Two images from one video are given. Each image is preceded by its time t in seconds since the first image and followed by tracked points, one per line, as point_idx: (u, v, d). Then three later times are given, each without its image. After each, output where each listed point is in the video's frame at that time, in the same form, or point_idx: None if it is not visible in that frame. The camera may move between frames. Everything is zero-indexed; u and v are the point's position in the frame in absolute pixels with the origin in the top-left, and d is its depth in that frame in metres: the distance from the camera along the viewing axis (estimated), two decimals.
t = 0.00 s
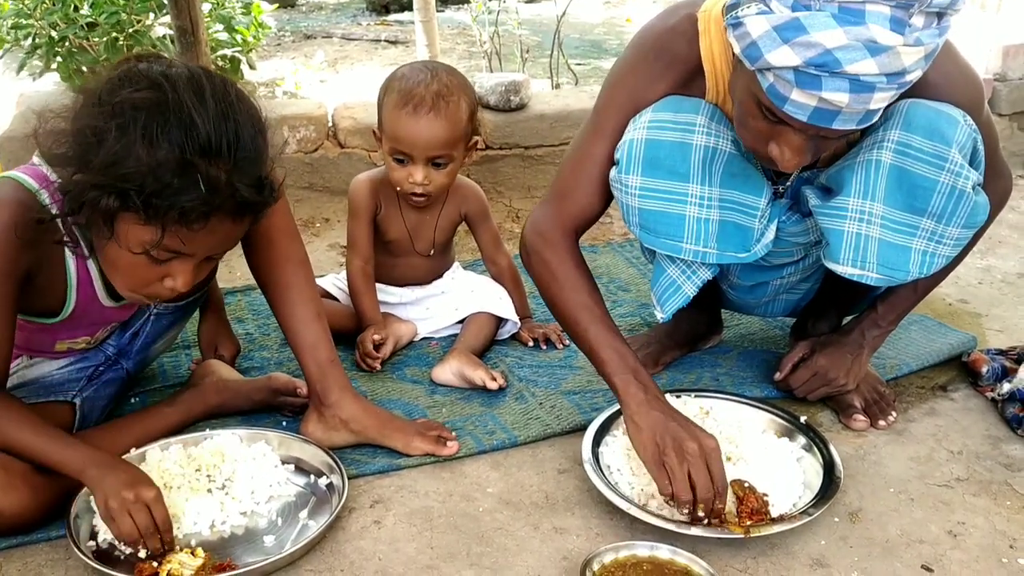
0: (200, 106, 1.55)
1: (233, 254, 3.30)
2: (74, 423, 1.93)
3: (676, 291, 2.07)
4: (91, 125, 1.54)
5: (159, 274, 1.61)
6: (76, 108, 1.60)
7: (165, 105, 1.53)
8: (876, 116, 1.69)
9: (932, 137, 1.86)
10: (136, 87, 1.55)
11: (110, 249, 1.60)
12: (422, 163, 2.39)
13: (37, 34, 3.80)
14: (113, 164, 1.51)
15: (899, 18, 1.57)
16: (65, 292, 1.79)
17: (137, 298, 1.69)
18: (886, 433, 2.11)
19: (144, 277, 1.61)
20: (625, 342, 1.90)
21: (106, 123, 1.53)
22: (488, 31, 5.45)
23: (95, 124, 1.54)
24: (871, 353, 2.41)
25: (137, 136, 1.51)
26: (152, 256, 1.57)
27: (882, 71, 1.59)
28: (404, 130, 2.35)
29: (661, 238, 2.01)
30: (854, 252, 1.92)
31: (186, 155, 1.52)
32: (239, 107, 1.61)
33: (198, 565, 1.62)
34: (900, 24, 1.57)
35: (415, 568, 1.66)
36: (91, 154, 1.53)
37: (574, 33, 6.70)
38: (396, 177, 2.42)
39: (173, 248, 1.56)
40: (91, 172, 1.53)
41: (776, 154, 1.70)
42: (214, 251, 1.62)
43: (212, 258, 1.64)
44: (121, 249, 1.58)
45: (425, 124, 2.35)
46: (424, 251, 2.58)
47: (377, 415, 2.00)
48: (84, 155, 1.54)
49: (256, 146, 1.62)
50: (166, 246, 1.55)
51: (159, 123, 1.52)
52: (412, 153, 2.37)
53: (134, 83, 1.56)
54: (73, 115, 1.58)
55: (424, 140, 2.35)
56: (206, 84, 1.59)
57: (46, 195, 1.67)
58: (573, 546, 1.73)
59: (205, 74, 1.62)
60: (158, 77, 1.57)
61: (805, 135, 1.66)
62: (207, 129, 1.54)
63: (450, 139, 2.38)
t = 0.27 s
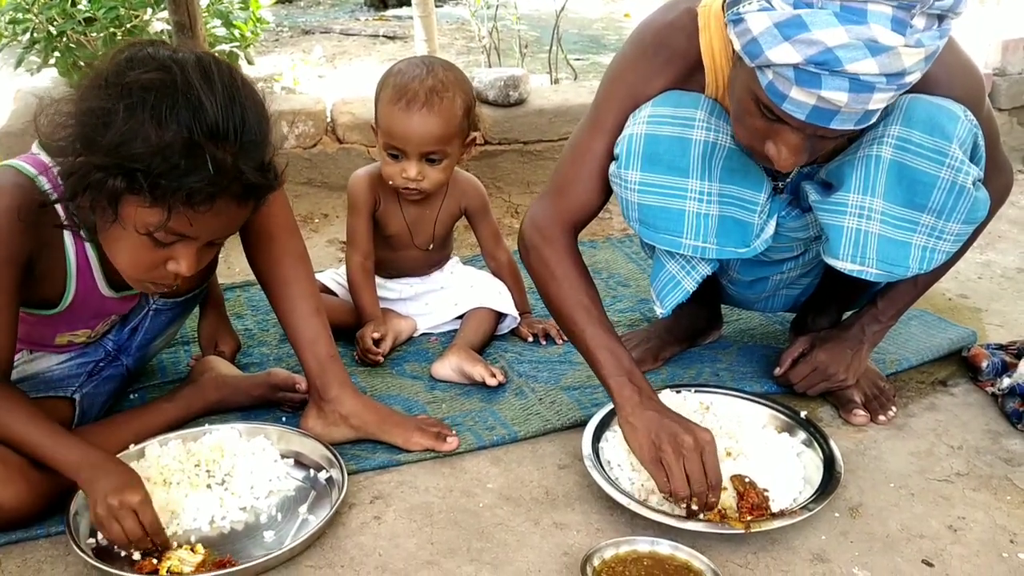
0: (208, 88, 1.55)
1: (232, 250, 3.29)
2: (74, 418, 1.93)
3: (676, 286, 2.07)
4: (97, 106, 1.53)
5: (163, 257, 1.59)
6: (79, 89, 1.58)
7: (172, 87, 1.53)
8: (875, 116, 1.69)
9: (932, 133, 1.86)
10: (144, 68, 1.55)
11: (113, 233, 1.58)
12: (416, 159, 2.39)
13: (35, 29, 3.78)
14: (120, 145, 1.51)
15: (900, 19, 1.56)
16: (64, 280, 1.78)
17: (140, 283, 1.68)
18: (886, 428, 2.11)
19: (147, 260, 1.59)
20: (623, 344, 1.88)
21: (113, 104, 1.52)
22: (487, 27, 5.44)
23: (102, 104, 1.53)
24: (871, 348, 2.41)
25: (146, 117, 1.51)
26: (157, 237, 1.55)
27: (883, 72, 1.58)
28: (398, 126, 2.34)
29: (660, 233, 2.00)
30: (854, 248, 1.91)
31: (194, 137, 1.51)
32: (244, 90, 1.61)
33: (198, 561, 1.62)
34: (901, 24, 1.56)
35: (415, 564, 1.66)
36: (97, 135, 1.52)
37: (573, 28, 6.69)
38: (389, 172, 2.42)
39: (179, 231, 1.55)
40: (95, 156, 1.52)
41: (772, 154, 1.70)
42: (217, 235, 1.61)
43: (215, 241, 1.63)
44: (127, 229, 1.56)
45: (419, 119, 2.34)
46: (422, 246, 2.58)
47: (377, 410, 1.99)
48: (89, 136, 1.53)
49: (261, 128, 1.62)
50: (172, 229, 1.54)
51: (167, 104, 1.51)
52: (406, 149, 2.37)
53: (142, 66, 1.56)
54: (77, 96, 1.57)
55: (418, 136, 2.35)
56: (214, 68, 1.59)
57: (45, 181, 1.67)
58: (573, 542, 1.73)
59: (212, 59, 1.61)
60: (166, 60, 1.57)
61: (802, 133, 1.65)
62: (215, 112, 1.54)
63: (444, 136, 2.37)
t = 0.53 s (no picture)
0: (230, 104, 1.55)
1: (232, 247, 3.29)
2: (73, 418, 1.92)
3: (677, 282, 2.07)
4: (117, 116, 1.52)
5: (169, 269, 1.59)
6: (96, 97, 1.57)
7: (194, 101, 1.52)
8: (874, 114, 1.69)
9: (933, 129, 1.86)
10: (168, 82, 1.54)
11: (122, 241, 1.58)
12: (418, 159, 2.38)
13: (34, 27, 3.78)
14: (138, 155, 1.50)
15: (899, 18, 1.56)
16: (68, 287, 1.77)
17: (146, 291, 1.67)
18: (887, 425, 2.11)
19: (154, 271, 1.59)
20: (622, 347, 1.88)
21: (135, 115, 1.51)
22: (486, 24, 5.43)
23: (122, 114, 1.52)
24: (872, 346, 2.41)
25: (166, 131, 1.50)
26: (166, 250, 1.56)
27: (880, 71, 1.57)
28: (401, 125, 2.34)
29: (661, 230, 2.00)
30: (855, 244, 1.91)
31: (213, 154, 1.51)
32: (262, 108, 1.61)
33: (198, 558, 1.62)
34: (900, 23, 1.56)
35: (416, 561, 1.66)
36: (115, 145, 1.52)
37: (573, 25, 6.68)
38: (391, 170, 2.42)
39: (190, 244, 1.55)
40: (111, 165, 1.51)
41: (771, 149, 1.70)
42: (224, 250, 1.61)
43: (220, 257, 1.63)
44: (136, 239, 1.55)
45: (421, 119, 2.34)
46: (422, 243, 2.58)
47: (377, 408, 1.99)
48: (105, 145, 1.53)
49: (277, 148, 1.62)
50: (184, 242, 1.55)
51: (188, 118, 1.51)
52: (408, 148, 2.36)
53: (166, 78, 1.55)
54: (93, 104, 1.56)
55: (421, 135, 2.34)
56: (236, 85, 1.58)
57: (48, 190, 1.67)
58: (574, 539, 1.73)
59: (234, 75, 1.61)
60: (189, 73, 1.56)
61: (799, 129, 1.65)
62: (235, 129, 1.54)
63: (448, 136, 2.37)
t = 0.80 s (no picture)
0: (227, 110, 1.55)
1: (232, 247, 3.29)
2: (72, 417, 1.92)
3: (676, 282, 2.07)
4: (114, 120, 1.53)
5: (164, 273, 1.60)
6: (95, 100, 1.58)
7: (191, 107, 1.52)
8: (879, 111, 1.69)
9: (932, 129, 1.86)
10: (167, 88, 1.54)
11: (118, 246, 1.58)
12: (412, 161, 2.38)
13: (34, 27, 3.78)
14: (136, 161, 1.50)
15: (904, 18, 1.55)
16: (64, 289, 1.78)
17: (139, 296, 1.68)
18: (886, 425, 2.11)
19: (149, 275, 1.59)
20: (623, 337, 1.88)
21: (133, 119, 1.52)
22: (486, 23, 5.43)
23: (118, 119, 1.52)
24: (871, 345, 2.41)
25: (164, 137, 1.50)
26: (162, 255, 1.56)
27: (886, 72, 1.58)
28: (395, 127, 2.34)
29: (661, 229, 2.00)
30: (854, 244, 1.91)
31: (210, 160, 1.51)
32: (261, 114, 1.60)
33: (198, 558, 1.62)
34: (905, 23, 1.55)
35: (415, 561, 1.66)
36: (113, 149, 1.52)
37: (573, 25, 6.68)
38: (385, 174, 2.42)
39: (184, 249, 1.56)
40: (107, 168, 1.51)
41: (775, 148, 1.70)
42: (221, 254, 1.62)
43: (215, 262, 1.64)
44: (132, 243, 1.56)
45: (415, 121, 2.33)
46: (420, 244, 2.58)
47: (377, 407, 1.99)
48: (103, 149, 1.53)
49: (275, 155, 1.62)
50: (180, 247, 1.55)
51: (186, 124, 1.51)
52: (403, 151, 2.36)
53: (164, 83, 1.55)
54: (92, 109, 1.57)
55: (416, 137, 2.34)
56: (234, 91, 1.58)
57: (43, 192, 1.66)
58: (574, 538, 1.73)
59: (233, 81, 1.61)
60: (189, 79, 1.56)
61: (805, 130, 1.66)
62: (233, 135, 1.54)
63: (441, 138, 2.37)
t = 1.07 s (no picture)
0: (220, 112, 1.54)
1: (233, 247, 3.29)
2: (72, 418, 1.93)
3: (677, 283, 2.07)
4: (106, 122, 1.53)
5: (157, 277, 1.60)
6: (89, 102, 1.59)
7: (182, 108, 1.52)
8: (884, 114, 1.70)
9: (932, 130, 1.86)
10: (158, 89, 1.54)
11: (109, 248, 1.58)
12: (416, 160, 2.38)
13: (35, 27, 3.78)
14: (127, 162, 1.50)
15: (912, 22, 1.56)
16: (61, 292, 1.78)
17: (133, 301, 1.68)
18: (886, 425, 2.11)
19: (142, 279, 1.59)
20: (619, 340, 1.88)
21: (124, 121, 1.52)
22: (486, 24, 5.44)
23: (110, 121, 1.53)
24: (872, 345, 2.41)
25: (155, 139, 1.50)
26: (153, 258, 1.56)
27: (894, 76, 1.58)
28: (398, 127, 2.34)
29: (661, 231, 2.00)
30: (854, 245, 1.92)
31: (200, 161, 1.51)
32: (256, 118, 1.60)
33: (199, 558, 1.62)
34: (912, 27, 1.56)
35: (415, 561, 1.66)
36: (103, 151, 1.52)
37: (573, 26, 6.69)
38: (389, 173, 2.42)
39: (175, 252, 1.56)
40: (98, 170, 1.52)
41: (781, 151, 1.69)
42: (213, 258, 1.62)
43: (209, 264, 1.64)
44: (123, 247, 1.56)
45: (420, 121, 2.34)
46: (422, 244, 2.58)
47: (378, 408, 2.00)
48: (94, 151, 1.53)
49: (269, 157, 1.62)
50: (171, 249, 1.55)
51: (177, 126, 1.51)
52: (407, 151, 2.37)
53: (157, 85, 1.55)
54: (84, 112, 1.57)
55: (420, 137, 2.34)
56: (227, 93, 1.58)
57: (38, 195, 1.66)
58: (574, 539, 1.73)
59: (226, 83, 1.61)
60: (180, 80, 1.56)
61: (811, 133, 1.66)
62: (225, 137, 1.54)
63: (444, 138, 2.37)
